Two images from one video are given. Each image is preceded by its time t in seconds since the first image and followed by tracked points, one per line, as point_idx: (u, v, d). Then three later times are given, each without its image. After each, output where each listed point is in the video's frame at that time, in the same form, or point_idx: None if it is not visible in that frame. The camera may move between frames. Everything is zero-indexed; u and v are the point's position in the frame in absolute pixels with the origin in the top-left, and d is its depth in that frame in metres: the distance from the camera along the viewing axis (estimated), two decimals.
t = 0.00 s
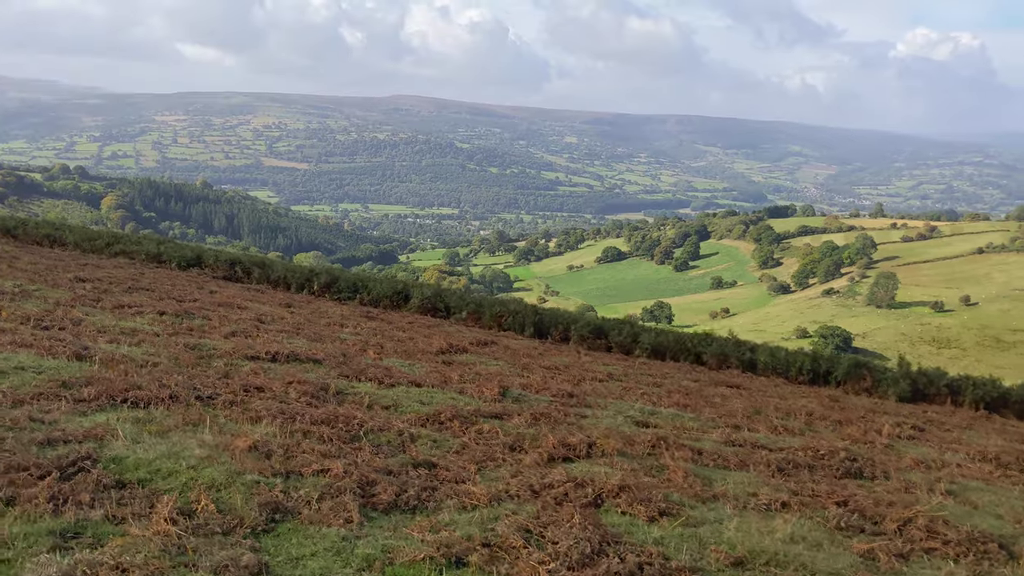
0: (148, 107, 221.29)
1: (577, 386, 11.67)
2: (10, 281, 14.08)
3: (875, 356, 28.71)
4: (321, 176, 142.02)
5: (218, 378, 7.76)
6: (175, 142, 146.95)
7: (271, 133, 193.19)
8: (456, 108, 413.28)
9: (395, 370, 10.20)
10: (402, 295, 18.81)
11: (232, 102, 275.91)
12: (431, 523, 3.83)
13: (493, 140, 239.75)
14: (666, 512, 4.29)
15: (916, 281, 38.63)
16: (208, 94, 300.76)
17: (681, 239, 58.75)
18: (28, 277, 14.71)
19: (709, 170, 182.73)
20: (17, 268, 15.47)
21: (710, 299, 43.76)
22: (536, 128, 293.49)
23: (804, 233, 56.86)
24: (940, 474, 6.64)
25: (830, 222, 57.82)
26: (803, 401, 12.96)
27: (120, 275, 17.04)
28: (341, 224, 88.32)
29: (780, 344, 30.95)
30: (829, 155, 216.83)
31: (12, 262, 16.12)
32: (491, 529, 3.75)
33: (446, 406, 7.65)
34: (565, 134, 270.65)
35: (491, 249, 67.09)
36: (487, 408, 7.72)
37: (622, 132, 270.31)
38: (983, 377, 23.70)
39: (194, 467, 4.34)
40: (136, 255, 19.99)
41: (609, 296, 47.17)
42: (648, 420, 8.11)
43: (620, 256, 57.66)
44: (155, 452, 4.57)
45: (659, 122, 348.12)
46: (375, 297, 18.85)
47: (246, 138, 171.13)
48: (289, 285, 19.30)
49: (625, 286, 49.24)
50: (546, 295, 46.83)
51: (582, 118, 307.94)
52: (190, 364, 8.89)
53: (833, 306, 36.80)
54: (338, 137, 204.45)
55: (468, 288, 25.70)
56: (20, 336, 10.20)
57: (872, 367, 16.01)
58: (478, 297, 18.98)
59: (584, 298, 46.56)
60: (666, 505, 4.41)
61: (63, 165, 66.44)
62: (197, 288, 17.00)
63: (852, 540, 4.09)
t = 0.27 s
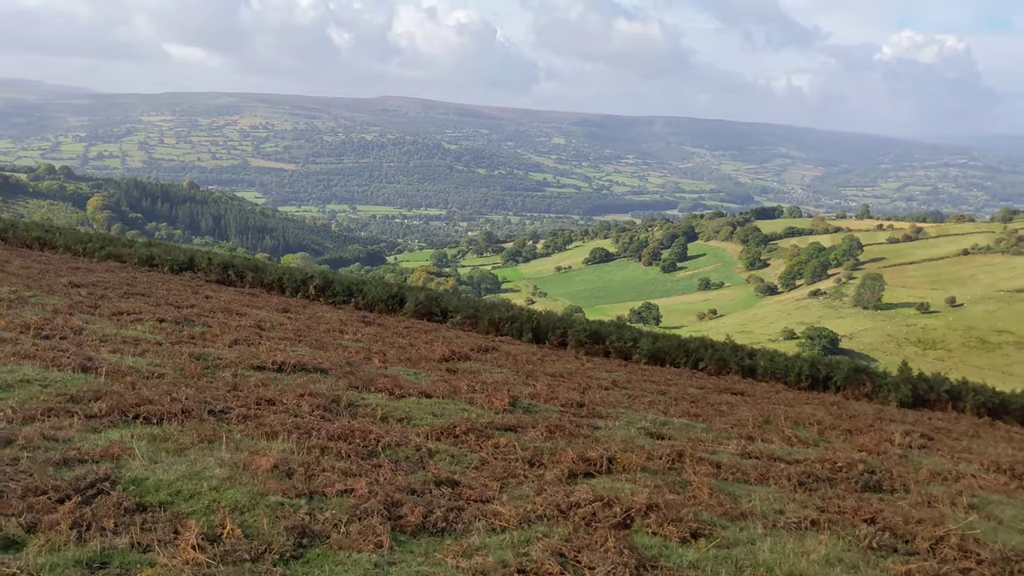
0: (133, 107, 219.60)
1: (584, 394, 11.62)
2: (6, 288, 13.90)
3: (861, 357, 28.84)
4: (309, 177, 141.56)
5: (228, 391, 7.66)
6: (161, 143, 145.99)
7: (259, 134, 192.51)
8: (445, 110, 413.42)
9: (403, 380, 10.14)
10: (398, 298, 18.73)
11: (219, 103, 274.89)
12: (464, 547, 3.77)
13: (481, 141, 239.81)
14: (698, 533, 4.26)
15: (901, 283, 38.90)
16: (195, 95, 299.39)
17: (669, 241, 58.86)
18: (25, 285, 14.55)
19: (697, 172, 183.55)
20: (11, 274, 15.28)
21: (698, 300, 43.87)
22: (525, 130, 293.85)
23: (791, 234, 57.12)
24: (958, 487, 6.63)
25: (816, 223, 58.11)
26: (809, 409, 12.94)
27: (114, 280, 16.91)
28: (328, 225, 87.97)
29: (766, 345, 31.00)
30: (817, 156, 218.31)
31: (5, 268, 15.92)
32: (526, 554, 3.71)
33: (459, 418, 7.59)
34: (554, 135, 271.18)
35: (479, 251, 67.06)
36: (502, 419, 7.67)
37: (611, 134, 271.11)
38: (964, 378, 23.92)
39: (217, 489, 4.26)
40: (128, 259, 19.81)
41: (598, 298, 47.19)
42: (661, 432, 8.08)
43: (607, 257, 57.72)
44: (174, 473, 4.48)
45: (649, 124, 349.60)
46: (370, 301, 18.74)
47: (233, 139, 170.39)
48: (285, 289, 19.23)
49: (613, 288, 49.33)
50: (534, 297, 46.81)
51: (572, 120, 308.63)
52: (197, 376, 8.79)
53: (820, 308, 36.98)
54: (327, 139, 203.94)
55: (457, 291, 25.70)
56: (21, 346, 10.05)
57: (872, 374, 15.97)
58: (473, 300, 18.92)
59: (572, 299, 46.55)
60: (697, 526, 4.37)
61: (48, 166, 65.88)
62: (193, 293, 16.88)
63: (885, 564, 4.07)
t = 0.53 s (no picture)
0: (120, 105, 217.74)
1: (590, 397, 11.55)
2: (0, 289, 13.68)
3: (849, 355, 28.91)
4: (298, 175, 140.92)
5: (235, 395, 7.54)
6: (148, 141, 144.89)
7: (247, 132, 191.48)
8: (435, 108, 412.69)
9: (410, 383, 10.05)
10: (394, 298, 18.61)
11: (207, 101, 273.36)
12: (494, 560, 3.69)
13: (470, 140, 239.48)
14: (730, 543, 4.19)
15: (889, 281, 39.06)
16: (183, 94, 297.51)
17: (658, 240, 58.88)
18: (19, 286, 14.33)
19: (686, 171, 184.01)
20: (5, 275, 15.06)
21: (687, 299, 43.90)
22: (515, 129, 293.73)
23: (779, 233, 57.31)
24: (975, 493, 6.60)
25: (804, 222, 58.25)
26: (814, 411, 12.92)
27: (107, 280, 16.74)
28: (317, 224, 87.57)
29: (755, 344, 30.98)
30: (805, 154, 219.32)
31: None
32: (558, 567, 3.63)
33: (472, 422, 7.53)
34: (543, 134, 271.21)
35: (469, 249, 66.93)
36: (514, 424, 7.60)
37: (601, 133, 271.39)
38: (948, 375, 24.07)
39: (236, 500, 4.15)
40: (120, 259, 19.64)
41: (587, 297, 47.17)
42: (675, 436, 8.02)
43: (596, 255, 57.71)
44: (190, 483, 4.37)
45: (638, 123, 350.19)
46: (365, 302, 18.62)
47: (221, 137, 169.30)
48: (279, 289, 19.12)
49: (602, 286, 49.35)
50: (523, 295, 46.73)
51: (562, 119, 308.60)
52: (202, 381, 8.66)
53: (808, 306, 37.05)
54: (316, 137, 203.14)
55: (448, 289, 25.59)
56: (19, 350, 9.89)
57: (873, 377, 15.89)
58: (469, 300, 18.84)
59: (561, 298, 46.54)
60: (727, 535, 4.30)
61: (33, 165, 65.30)
62: (188, 294, 16.74)
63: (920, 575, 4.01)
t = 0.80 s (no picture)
0: (109, 101, 216.16)
1: (599, 397, 11.43)
2: None
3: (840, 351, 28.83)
4: (289, 172, 140.29)
5: (243, 398, 7.40)
6: (137, 137, 143.98)
7: (237, 128, 190.54)
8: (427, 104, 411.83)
9: (420, 385, 9.91)
10: (391, 295, 18.46)
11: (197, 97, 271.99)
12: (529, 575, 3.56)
13: (461, 135, 238.84)
14: (768, 556, 4.07)
15: (880, 277, 39.03)
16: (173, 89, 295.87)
17: (649, 235, 58.73)
18: (16, 285, 14.14)
19: (678, 167, 184.07)
20: None
21: (678, 295, 43.78)
22: (507, 125, 293.31)
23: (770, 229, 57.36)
24: (1000, 497, 6.50)
25: (794, 217, 58.29)
26: (822, 411, 12.83)
27: (100, 277, 16.53)
28: (308, 220, 87.27)
29: (747, 340, 30.81)
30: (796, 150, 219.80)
31: None
32: None
33: (487, 426, 7.40)
34: (535, 130, 270.85)
35: (460, 246, 66.67)
36: (530, 426, 7.46)
37: (592, 129, 271.15)
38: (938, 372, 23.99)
39: (257, 512, 4.00)
40: (114, 256, 19.43)
41: (578, 292, 47.06)
42: (691, 438, 7.90)
43: (588, 251, 57.59)
44: (208, 494, 4.22)
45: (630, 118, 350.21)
46: (363, 299, 18.47)
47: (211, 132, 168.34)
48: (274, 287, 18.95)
49: (593, 283, 49.26)
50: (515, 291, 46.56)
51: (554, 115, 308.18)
52: (208, 383, 8.50)
53: (800, 302, 36.92)
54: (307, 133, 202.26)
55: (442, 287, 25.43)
56: (20, 351, 9.69)
57: (876, 375, 15.81)
58: (467, 297, 18.70)
59: (553, 294, 46.37)
60: (763, 546, 4.18)
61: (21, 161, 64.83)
62: (185, 292, 16.55)
63: None
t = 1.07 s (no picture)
0: (101, 96, 214.84)
1: (608, 400, 11.34)
2: None
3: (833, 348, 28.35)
4: (281, 168, 139.78)
5: (256, 405, 7.30)
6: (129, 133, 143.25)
7: (228, 124, 189.71)
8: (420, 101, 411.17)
9: (430, 388, 9.81)
10: (391, 294, 18.36)
11: (189, 93, 270.99)
12: None
13: (453, 132, 238.19)
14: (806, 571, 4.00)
15: (872, 273, 38.76)
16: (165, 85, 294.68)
17: (642, 232, 58.58)
18: (17, 286, 14.01)
19: (671, 163, 183.93)
20: None
21: (670, 291, 43.41)
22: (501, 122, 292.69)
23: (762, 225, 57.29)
24: None
25: (787, 214, 58.17)
26: (830, 412, 12.77)
27: (99, 277, 16.37)
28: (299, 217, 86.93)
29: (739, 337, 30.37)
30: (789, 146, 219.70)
31: None
32: None
33: (504, 432, 7.32)
34: (528, 126, 270.29)
35: (453, 242, 66.38)
36: (547, 432, 7.36)
37: (586, 125, 270.74)
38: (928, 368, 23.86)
39: (283, 528, 3.92)
40: (110, 255, 19.28)
41: (572, 289, 46.90)
42: (708, 444, 7.82)
43: (581, 248, 57.42)
44: (232, 509, 4.12)
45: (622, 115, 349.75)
46: (362, 298, 18.36)
47: (204, 128, 167.33)
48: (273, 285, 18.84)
49: (586, 279, 49.13)
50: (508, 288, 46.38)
51: (547, 111, 307.55)
52: (217, 389, 8.39)
53: (792, 298, 36.44)
54: (299, 130, 201.53)
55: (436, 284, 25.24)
56: (25, 356, 9.58)
57: (881, 375, 15.76)
58: (468, 296, 18.61)
59: (546, 291, 46.21)
60: (799, 562, 4.12)
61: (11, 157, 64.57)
62: (185, 291, 16.43)
63: None
